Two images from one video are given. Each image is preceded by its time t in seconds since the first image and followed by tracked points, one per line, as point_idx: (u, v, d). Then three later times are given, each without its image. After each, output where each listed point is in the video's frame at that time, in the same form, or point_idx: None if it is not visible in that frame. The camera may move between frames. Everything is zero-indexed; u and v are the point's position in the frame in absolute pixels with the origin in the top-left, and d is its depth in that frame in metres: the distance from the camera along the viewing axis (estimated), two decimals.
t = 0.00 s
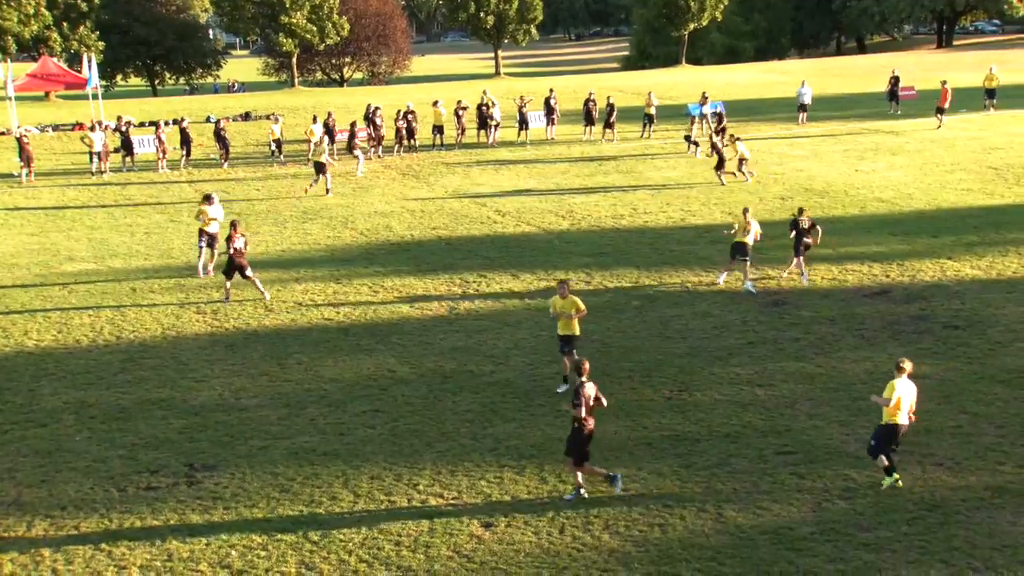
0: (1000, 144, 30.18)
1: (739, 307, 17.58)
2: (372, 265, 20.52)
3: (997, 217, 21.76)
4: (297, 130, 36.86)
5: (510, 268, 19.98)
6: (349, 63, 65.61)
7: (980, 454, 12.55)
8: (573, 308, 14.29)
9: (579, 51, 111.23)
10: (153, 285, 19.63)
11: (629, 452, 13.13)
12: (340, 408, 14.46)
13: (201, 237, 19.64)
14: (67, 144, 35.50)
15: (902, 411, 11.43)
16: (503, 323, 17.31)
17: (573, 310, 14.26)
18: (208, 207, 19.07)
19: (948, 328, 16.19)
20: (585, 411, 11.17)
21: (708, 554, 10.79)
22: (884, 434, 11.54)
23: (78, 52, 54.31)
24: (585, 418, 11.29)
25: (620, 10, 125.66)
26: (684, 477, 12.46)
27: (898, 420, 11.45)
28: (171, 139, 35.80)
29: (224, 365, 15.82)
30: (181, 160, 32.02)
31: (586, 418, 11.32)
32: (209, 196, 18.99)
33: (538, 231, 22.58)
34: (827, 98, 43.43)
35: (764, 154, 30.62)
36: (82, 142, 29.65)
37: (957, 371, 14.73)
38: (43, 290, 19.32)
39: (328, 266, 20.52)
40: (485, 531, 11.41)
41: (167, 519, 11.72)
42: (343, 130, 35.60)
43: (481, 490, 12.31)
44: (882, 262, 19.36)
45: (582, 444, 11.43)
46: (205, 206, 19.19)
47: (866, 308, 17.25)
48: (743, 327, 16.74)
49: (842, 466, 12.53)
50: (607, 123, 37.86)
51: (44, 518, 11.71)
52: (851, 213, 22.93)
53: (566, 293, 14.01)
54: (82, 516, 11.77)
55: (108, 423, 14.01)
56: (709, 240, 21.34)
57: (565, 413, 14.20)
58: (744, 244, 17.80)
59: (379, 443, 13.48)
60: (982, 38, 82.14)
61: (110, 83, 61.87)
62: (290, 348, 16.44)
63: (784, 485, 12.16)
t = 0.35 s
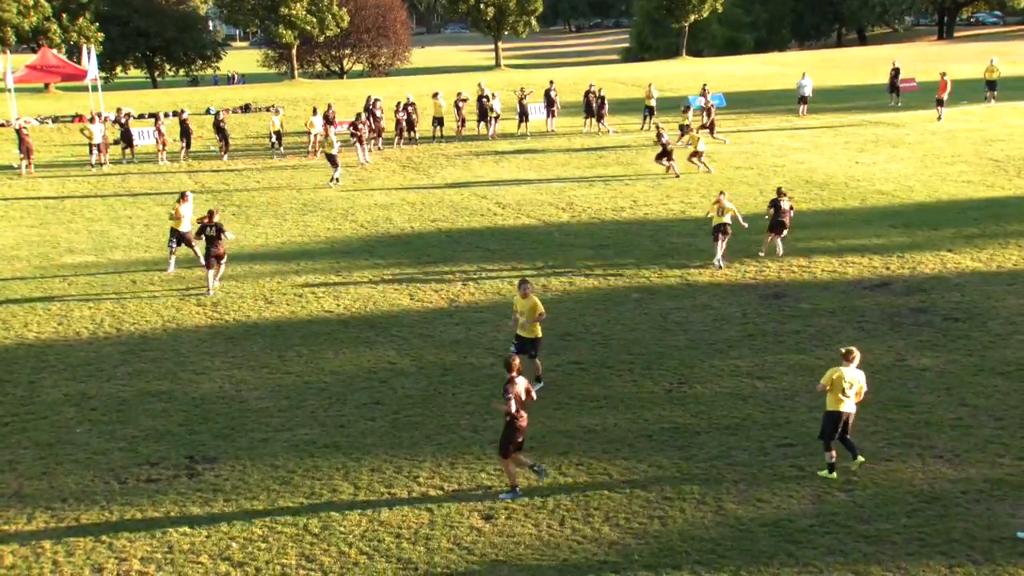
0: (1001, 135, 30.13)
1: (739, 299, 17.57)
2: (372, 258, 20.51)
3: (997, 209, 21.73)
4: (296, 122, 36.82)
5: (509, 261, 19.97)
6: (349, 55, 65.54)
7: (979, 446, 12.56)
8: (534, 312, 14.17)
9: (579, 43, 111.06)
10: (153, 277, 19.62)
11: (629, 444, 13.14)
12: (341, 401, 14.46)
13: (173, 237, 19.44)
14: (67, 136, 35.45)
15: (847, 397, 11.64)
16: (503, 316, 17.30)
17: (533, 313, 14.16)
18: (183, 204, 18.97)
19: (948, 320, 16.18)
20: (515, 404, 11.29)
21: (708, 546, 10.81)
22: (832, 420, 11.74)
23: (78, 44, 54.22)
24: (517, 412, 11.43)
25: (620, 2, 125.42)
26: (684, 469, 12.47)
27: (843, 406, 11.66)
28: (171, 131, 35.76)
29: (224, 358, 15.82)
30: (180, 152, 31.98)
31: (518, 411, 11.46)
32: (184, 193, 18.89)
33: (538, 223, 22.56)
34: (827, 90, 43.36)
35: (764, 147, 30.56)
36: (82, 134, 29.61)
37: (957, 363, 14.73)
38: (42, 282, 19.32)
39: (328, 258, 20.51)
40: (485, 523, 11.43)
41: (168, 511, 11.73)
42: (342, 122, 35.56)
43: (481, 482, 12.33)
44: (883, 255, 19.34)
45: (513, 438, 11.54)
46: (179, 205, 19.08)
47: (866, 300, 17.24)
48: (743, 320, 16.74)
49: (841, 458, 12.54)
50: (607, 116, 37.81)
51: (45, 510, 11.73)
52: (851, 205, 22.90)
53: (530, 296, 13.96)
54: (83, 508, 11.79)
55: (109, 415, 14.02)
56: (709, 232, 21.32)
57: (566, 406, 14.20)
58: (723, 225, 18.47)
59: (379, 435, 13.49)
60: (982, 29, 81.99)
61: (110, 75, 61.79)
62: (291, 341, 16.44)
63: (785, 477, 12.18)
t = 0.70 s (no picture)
0: (1004, 131, 30.07)
1: (741, 295, 17.55)
2: (374, 253, 20.50)
3: (1000, 205, 21.68)
4: (298, 117, 36.79)
5: (512, 256, 19.95)
6: (351, 51, 65.50)
7: (982, 443, 12.55)
8: (507, 314, 13.89)
9: (581, 38, 110.93)
10: (155, 272, 19.63)
11: (631, 439, 13.14)
12: (343, 396, 14.47)
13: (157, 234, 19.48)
14: (69, 132, 35.46)
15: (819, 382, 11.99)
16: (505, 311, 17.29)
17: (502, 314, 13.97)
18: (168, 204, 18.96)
19: (950, 316, 16.17)
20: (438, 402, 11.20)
21: (710, 542, 10.81)
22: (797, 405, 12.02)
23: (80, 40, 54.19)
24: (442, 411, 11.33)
25: None
26: (686, 464, 12.47)
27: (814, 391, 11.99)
28: (173, 126, 35.77)
29: (227, 353, 15.83)
30: (183, 148, 31.97)
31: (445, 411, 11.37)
32: (168, 194, 18.84)
33: (541, 219, 22.55)
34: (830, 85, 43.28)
35: (767, 142, 30.52)
36: (85, 129, 29.63)
37: (960, 359, 14.71)
38: (45, 278, 19.33)
39: (331, 254, 20.51)
40: (487, 518, 11.46)
41: (170, 506, 11.76)
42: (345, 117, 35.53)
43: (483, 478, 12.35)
44: (885, 250, 19.31)
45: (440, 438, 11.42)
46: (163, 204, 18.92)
47: (869, 296, 17.21)
48: (746, 316, 16.72)
49: (844, 454, 12.53)
50: (609, 111, 37.78)
51: (47, 505, 11.75)
52: (853, 200, 22.87)
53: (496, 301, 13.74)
54: (85, 503, 11.81)
55: (111, 410, 14.03)
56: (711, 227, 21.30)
57: (567, 401, 14.21)
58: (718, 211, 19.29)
59: (381, 431, 13.51)
60: (985, 25, 81.79)
61: (112, 71, 61.81)
62: (293, 336, 16.44)
63: (787, 473, 12.17)
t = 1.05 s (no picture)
0: (1002, 131, 30.07)
1: (739, 295, 17.55)
2: (373, 253, 20.50)
3: (998, 205, 21.68)
4: (297, 117, 36.77)
5: (511, 256, 19.95)
6: (350, 50, 65.50)
7: (980, 443, 12.56)
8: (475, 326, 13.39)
9: (580, 38, 110.93)
10: (154, 272, 19.62)
11: (630, 439, 13.15)
12: (341, 396, 14.48)
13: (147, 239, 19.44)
14: (68, 131, 35.44)
15: (793, 376, 12.04)
16: (503, 311, 17.28)
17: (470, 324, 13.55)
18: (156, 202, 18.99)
19: (949, 316, 16.18)
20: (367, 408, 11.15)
21: (708, 542, 10.81)
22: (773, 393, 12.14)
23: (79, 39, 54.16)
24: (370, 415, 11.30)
25: None
26: (685, 464, 12.48)
27: (788, 386, 12.06)
28: (172, 126, 35.76)
29: (225, 353, 15.83)
30: (181, 148, 31.96)
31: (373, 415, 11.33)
32: (156, 194, 18.89)
33: (540, 219, 22.56)
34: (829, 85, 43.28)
35: (766, 142, 30.52)
36: (83, 129, 29.61)
37: (959, 359, 14.72)
38: (44, 278, 19.32)
39: (329, 254, 20.51)
40: (486, 518, 11.46)
41: (168, 506, 11.76)
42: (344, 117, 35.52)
43: (482, 478, 12.36)
44: (884, 250, 19.32)
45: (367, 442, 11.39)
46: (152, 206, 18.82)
47: (867, 296, 17.21)
48: (744, 315, 16.73)
49: (842, 454, 12.54)
50: (608, 111, 37.78)
51: (45, 505, 11.75)
52: (852, 200, 22.87)
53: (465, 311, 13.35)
54: (83, 503, 11.81)
55: (109, 410, 14.03)
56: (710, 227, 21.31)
57: (566, 401, 14.22)
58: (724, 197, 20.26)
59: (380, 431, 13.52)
60: (983, 24, 81.78)
61: (111, 70, 61.80)
62: (292, 336, 16.42)
63: (786, 473, 12.17)
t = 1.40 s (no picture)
0: (1002, 129, 30.06)
1: (739, 292, 17.55)
2: (372, 251, 20.50)
3: (996, 203, 21.66)
4: (295, 115, 36.76)
5: (510, 254, 19.95)
6: (349, 48, 65.46)
7: (979, 440, 12.57)
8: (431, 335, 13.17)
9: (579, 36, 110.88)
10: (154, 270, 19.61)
11: (629, 437, 13.16)
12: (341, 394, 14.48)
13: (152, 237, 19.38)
14: (67, 130, 35.41)
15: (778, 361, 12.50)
16: (503, 309, 17.28)
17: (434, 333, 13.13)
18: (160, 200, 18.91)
19: (948, 314, 16.17)
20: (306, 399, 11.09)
21: (707, 540, 10.82)
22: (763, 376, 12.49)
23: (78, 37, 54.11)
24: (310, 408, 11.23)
25: None
26: (684, 462, 12.49)
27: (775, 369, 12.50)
28: (171, 124, 35.74)
29: (225, 351, 15.83)
30: (180, 146, 31.94)
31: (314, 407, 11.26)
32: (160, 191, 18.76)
33: (539, 216, 22.57)
34: (828, 83, 43.28)
35: (765, 140, 30.51)
36: (82, 127, 29.58)
37: (958, 357, 14.72)
38: (44, 276, 19.31)
39: (329, 251, 20.53)
40: (486, 516, 11.47)
41: (168, 504, 11.77)
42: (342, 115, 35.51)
43: (481, 475, 12.37)
44: (883, 248, 19.32)
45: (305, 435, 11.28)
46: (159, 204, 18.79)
47: (866, 294, 17.21)
48: (743, 313, 16.73)
49: (842, 451, 12.54)
50: (607, 109, 37.76)
51: (45, 503, 11.75)
52: (851, 198, 22.88)
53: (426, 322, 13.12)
54: (83, 500, 11.81)
55: (109, 408, 14.02)
56: (710, 225, 21.31)
57: (566, 398, 14.23)
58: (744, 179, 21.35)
59: (380, 429, 13.53)
60: (982, 22, 81.77)
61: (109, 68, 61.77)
62: (291, 334, 16.42)
63: (785, 471, 12.17)
